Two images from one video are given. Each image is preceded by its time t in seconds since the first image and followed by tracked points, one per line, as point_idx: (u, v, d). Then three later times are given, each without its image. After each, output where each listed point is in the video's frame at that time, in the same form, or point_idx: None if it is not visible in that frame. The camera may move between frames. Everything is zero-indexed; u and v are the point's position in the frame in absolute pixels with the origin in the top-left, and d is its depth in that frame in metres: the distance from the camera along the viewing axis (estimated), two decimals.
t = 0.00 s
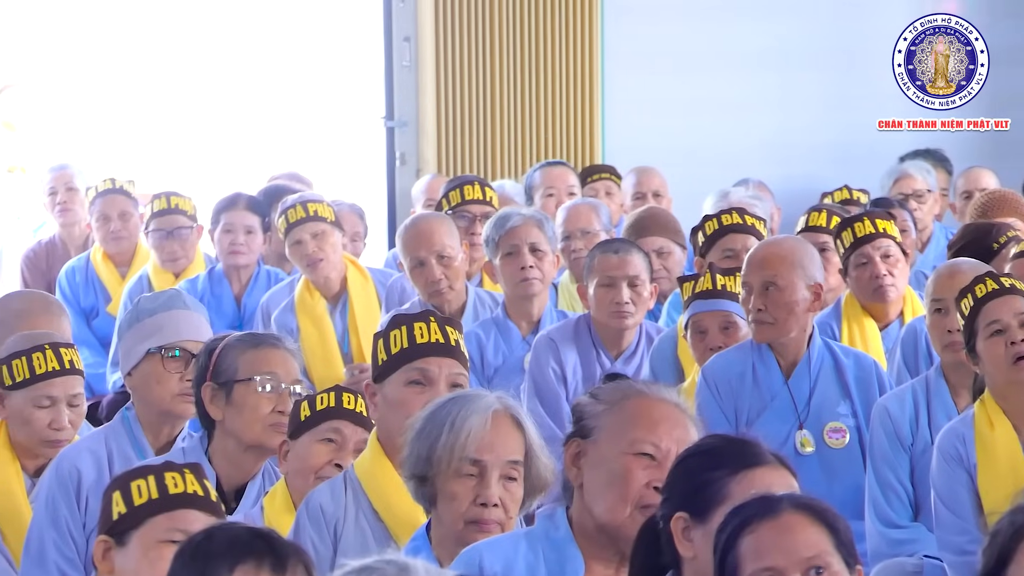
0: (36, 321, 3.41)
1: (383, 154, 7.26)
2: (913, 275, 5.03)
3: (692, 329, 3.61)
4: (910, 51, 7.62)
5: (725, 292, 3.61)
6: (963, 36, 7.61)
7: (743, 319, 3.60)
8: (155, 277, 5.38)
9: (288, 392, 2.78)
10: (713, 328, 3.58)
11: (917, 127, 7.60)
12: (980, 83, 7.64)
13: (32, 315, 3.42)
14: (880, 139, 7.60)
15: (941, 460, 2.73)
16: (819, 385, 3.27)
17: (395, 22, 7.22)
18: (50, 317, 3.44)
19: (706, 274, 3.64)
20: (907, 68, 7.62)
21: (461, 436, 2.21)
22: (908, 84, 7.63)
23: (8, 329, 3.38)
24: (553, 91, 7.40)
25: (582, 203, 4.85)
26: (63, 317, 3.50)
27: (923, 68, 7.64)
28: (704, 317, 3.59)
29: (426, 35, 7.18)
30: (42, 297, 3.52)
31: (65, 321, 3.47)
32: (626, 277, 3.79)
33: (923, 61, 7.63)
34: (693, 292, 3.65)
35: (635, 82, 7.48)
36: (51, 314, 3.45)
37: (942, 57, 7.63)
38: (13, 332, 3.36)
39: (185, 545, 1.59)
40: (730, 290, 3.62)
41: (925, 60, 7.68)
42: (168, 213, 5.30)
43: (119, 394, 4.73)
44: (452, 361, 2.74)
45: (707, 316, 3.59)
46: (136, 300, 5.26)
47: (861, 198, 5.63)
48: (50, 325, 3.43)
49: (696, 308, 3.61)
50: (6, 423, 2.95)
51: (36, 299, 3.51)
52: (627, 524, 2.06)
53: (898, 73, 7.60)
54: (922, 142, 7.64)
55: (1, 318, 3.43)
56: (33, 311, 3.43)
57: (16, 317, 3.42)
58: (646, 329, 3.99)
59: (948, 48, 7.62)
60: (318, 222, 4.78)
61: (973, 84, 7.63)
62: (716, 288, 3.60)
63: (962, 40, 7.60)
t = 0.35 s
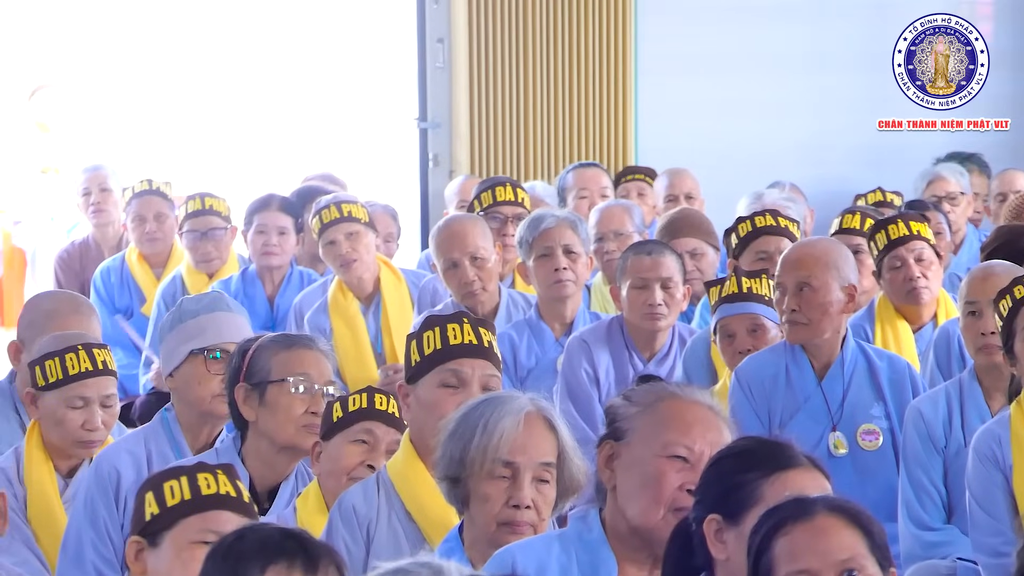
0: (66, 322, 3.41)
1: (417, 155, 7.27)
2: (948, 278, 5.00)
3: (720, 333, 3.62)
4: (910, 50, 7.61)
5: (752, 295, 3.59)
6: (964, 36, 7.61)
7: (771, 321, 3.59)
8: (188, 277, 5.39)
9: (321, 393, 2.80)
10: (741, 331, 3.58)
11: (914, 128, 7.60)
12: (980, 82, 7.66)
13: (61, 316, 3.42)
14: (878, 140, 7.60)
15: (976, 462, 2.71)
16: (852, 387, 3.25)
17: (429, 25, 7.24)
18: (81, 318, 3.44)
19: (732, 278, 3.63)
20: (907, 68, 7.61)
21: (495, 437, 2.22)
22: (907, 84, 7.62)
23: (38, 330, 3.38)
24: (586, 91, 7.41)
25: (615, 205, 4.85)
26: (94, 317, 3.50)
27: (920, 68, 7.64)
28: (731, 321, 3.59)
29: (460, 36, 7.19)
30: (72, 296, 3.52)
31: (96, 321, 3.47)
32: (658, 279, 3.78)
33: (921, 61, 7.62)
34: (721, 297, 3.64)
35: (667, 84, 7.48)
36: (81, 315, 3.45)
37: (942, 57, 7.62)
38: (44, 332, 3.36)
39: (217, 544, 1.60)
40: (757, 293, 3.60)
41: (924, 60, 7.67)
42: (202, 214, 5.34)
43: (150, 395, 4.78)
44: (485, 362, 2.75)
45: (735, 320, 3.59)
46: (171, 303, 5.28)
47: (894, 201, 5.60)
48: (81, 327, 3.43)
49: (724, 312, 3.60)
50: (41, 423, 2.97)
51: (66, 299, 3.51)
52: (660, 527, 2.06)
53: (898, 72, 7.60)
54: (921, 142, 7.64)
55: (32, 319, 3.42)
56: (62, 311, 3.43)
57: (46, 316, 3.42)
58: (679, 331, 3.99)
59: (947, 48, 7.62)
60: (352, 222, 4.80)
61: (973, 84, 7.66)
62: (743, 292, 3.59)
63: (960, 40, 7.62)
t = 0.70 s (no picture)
0: (98, 318, 3.42)
1: (451, 151, 7.28)
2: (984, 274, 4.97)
3: (750, 331, 3.62)
4: (909, 50, 7.63)
5: (781, 292, 3.57)
6: (963, 36, 7.63)
7: (800, 318, 3.58)
8: (223, 273, 5.42)
9: (356, 389, 2.81)
10: (771, 328, 3.58)
11: (916, 128, 7.62)
12: (979, 83, 7.68)
13: (92, 311, 3.43)
14: (878, 137, 7.60)
15: (1012, 457, 2.68)
16: (888, 384, 3.24)
17: (463, 20, 7.24)
18: (112, 312, 3.46)
19: (760, 275, 3.61)
20: (906, 68, 7.62)
21: (530, 433, 2.23)
22: (908, 84, 7.64)
23: (69, 325, 3.40)
24: (621, 86, 7.39)
25: (650, 200, 4.84)
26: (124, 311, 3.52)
27: (923, 68, 7.65)
28: (760, 318, 3.59)
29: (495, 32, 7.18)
30: (101, 290, 3.54)
31: (126, 316, 3.49)
32: (694, 275, 3.78)
33: (923, 61, 7.63)
34: (749, 295, 3.63)
35: (699, 79, 7.47)
36: (112, 309, 3.47)
37: (941, 57, 7.63)
38: (77, 327, 3.38)
39: (254, 541, 1.63)
40: (786, 290, 3.58)
41: (924, 60, 7.68)
42: (236, 210, 5.38)
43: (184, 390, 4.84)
44: (521, 358, 2.76)
45: (764, 317, 3.58)
46: (206, 299, 5.32)
47: (929, 197, 5.56)
48: (112, 321, 3.44)
49: (752, 310, 3.60)
50: (76, 419, 3.00)
51: (95, 293, 3.53)
52: (695, 522, 2.07)
53: (897, 72, 7.62)
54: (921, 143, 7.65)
55: (62, 314, 3.44)
56: (93, 305, 3.45)
57: (77, 311, 3.43)
58: (714, 327, 3.98)
59: (948, 48, 7.62)
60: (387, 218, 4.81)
61: (972, 84, 7.68)
62: (771, 289, 3.57)
63: (962, 40, 7.63)
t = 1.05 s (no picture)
0: (128, 309, 3.44)
1: (486, 145, 7.29)
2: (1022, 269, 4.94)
3: (783, 326, 3.62)
4: (910, 50, 7.62)
5: (813, 287, 3.57)
6: (963, 37, 7.63)
7: (832, 312, 3.56)
8: (259, 266, 5.46)
9: (391, 382, 2.83)
10: (803, 323, 3.58)
11: (917, 127, 7.59)
12: (980, 82, 7.67)
13: (122, 302, 3.46)
14: (880, 139, 7.57)
15: None
16: (925, 380, 3.23)
17: (499, 14, 7.23)
18: (141, 303, 3.48)
19: (792, 270, 3.62)
20: (906, 68, 7.61)
21: (565, 427, 2.24)
22: (907, 84, 7.62)
23: (99, 317, 3.43)
24: (658, 79, 7.39)
25: (684, 195, 4.84)
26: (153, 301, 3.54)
27: (923, 68, 7.64)
28: (793, 313, 3.59)
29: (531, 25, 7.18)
30: (129, 281, 3.56)
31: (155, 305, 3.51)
32: (729, 269, 3.77)
33: (922, 61, 7.62)
34: (781, 290, 3.64)
35: (731, 73, 7.47)
36: (141, 300, 3.49)
37: (941, 57, 7.63)
38: (107, 319, 3.40)
39: (288, 534, 1.64)
40: (818, 284, 3.58)
41: (924, 60, 7.68)
42: (272, 203, 5.41)
43: (222, 381, 4.88)
44: (555, 352, 2.77)
45: (796, 312, 3.59)
46: (241, 292, 5.36)
47: (965, 191, 5.54)
48: (142, 312, 3.46)
49: (785, 305, 3.61)
50: (111, 411, 3.04)
51: (124, 285, 3.55)
52: (729, 516, 2.07)
53: (897, 73, 7.59)
54: (921, 142, 7.63)
55: (91, 306, 3.46)
56: (123, 296, 3.48)
57: (106, 302, 3.46)
58: (750, 321, 3.97)
59: (948, 48, 7.62)
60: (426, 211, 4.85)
61: (973, 84, 7.67)
62: (803, 283, 3.58)
63: (962, 40, 7.62)
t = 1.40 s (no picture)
0: (157, 297, 3.47)
1: (522, 135, 7.27)
2: None
3: (818, 318, 3.60)
4: (909, 51, 7.58)
5: (847, 278, 3.58)
6: (963, 36, 7.62)
7: (868, 304, 3.56)
8: (295, 257, 5.51)
9: (427, 373, 2.85)
10: (838, 315, 3.56)
11: (917, 127, 7.55)
12: (979, 82, 7.64)
13: (150, 289, 3.49)
14: (878, 138, 7.55)
15: None
16: (962, 371, 3.22)
17: (536, 4, 7.25)
18: (169, 290, 3.51)
19: (827, 262, 3.62)
20: (906, 68, 7.56)
21: (600, 419, 2.24)
22: (907, 84, 7.58)
23: (127, 305, 3.46)
24: (696, 71, 7.44)
25: (720, 186, 4.85)
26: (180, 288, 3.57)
27: (923, 68, 7.59)
28: (829, 305, 3.58)
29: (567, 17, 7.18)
30: (158, 269, 3.59)
31: (181, 293, 3.54)
32: (765, 261, 3.76)
33: (923, 61, 7.58)
34: (816, 281, 3.63)
35: (770, 65, 7.49)
36: (168, 287, 3.52)
37: (942, 57, 7.61)
38: (134, 308, 3.44)
39: (325, 525, 1.66)
40: (852, 276, 3.59)
41: (924, 60, 7.64)
42: (309, 194, 5.43)
43: (257, 373, 4.94)
44: (590, 343, 2.78)
45: (831, 304, 3.57)
46: (277, 282, 5.40)
47: (1002, 182, 5.50)
48: (170, 300, 3.49)
49: (820, 296, 3.59)
50: (147, 401, 3.07)
51: (152, 272, 3.57)
52: (767, 507, 2.07)
53: (897, 72, 7.55)
54: (923, 142, 7.60)
55: (119, 294, 3.49)
56: (151, 283, 3.51)
57: (134, 290, 3.49)
58: (786, 312, 3.96)
59: (948, 48, 7.61)
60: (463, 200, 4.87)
61: (972, 84, 7.64)
62: (838, 275, 3.58)
63: (962, 40, 7.62)
